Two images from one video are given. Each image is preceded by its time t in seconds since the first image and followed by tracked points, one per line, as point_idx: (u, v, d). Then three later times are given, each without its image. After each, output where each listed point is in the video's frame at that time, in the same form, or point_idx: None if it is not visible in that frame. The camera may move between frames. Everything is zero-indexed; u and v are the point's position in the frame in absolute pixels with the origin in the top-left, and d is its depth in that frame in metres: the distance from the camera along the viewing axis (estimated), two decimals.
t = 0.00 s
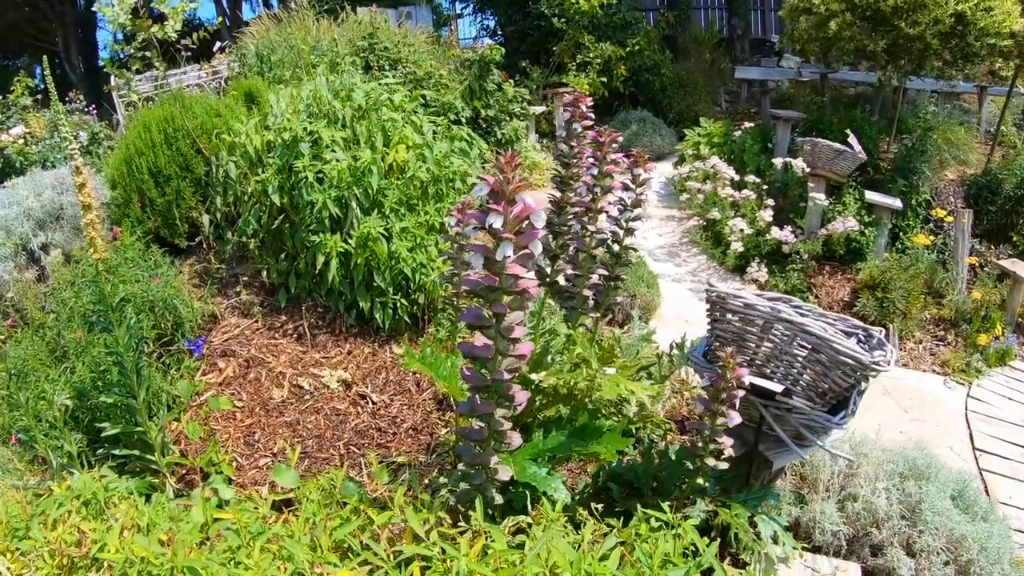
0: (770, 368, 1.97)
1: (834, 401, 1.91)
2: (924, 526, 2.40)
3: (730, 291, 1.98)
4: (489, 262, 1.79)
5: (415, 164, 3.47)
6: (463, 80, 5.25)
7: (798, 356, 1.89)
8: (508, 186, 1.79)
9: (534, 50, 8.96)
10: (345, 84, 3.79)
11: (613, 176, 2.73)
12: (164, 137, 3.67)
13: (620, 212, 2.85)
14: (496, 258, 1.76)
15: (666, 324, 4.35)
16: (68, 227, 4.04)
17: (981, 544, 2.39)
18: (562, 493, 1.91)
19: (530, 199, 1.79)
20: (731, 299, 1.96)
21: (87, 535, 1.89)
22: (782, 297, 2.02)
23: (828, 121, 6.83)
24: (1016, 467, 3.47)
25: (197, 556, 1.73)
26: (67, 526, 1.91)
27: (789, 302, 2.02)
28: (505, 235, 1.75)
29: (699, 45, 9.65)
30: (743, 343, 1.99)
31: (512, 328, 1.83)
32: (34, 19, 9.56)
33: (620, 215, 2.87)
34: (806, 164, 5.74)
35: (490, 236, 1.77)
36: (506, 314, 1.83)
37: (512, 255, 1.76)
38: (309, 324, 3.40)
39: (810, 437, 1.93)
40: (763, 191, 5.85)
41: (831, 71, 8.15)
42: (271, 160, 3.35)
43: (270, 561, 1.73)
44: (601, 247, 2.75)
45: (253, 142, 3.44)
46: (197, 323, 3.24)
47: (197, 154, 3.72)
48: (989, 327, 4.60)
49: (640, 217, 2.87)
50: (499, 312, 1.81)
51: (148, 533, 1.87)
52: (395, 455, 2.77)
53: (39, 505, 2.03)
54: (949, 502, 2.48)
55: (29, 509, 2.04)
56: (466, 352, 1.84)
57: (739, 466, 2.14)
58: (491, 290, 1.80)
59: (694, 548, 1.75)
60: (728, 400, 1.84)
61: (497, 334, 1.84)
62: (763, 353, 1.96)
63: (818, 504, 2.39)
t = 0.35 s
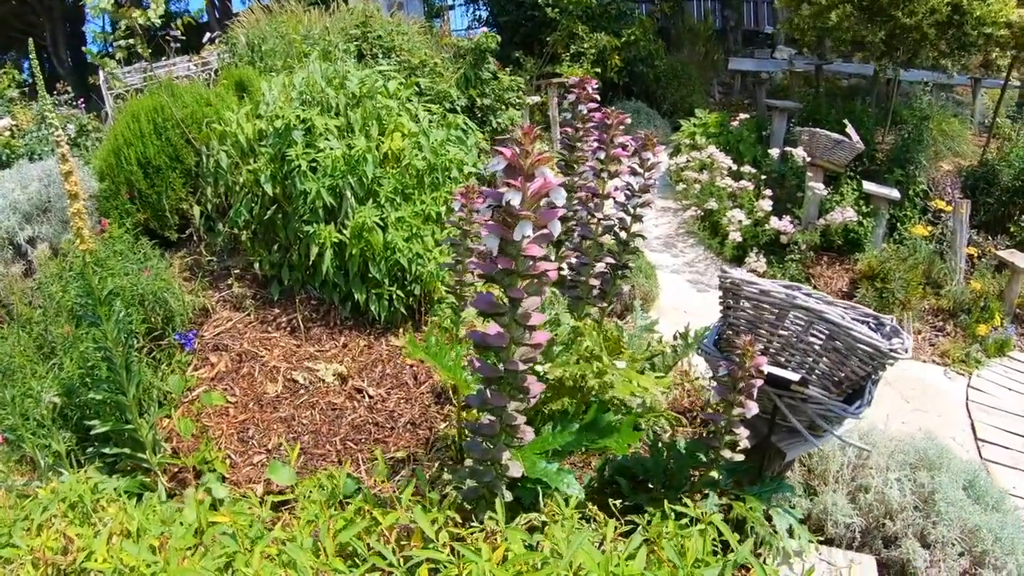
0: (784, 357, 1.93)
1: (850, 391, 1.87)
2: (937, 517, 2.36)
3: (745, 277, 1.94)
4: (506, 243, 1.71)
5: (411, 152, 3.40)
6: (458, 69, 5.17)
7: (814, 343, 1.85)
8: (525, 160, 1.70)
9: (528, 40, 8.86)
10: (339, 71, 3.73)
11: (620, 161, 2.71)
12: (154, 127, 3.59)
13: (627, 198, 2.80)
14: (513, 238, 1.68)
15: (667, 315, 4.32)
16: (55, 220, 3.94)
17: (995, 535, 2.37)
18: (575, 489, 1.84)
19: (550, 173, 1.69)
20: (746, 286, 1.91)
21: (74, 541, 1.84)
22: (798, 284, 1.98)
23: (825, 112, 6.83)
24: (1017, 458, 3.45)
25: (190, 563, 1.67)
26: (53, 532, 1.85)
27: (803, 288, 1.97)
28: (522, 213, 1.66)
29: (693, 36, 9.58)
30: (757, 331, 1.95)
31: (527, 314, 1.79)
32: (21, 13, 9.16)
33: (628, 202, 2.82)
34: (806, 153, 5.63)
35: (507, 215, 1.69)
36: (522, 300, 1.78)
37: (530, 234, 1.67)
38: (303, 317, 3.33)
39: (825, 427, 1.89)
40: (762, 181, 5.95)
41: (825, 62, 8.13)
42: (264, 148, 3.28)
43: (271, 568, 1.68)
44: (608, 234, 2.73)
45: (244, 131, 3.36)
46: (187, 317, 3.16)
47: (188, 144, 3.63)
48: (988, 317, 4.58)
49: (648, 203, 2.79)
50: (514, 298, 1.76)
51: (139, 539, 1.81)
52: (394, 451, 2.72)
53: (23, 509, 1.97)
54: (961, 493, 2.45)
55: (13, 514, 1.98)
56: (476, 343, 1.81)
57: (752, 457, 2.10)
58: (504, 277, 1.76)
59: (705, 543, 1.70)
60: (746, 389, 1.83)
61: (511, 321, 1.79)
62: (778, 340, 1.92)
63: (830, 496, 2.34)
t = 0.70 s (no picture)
0: (790, 353, 1.90)
1: (856, 386, 1.85)
2: (941, 513, 2.34)
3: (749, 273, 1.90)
4: (515, 236, 1.66)
5: (401, 147, 3.33)
6: (446, 64, 5.11)
7: (820, 339, 1.82)
8: (535, 149, 1.66)
9: (515, 36, 8.83)
10: (326, 65, 3.65)
11: (622, 151, 2.73)
12: (137, 124, 3.50)
13: (628, 191, 2.77)
14: (523, 230, 1.64)
15: (661, 311, 4.28)
16: (36, 219, 3.82)
17: (999, 530, 2.35)
18: (581, 493, 1.81)
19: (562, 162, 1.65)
20: (750, 281, 1.87)
21: (57, 559, 1.78)
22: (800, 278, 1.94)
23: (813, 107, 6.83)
24: (1014, 452, 3.45)
25: None
26: (33, 550, 1.78)
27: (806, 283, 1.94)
28: (533, 204, 1.62)
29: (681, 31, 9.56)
30: (763, 327, 1.91)
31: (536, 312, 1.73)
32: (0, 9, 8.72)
33: (627, 197, 2.77)
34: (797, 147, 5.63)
35: (517, 206, 1.64)
36: (531, 298, 1.72)
37: (541, 226, 1.63)
38: (290, 316, 3.25)
39: (831, 424, 1.87)
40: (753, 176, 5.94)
41: (813, 57, 8.14)
42: (250, 145, 3.21)
43: None
44: (608, 228, 2.73)
45: (229, 127, 3.28)
46: (172, 317, 3.08)
47: (171, 141, 3.54)
48: (980, 311, 4.61)
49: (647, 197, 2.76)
50: (523, 295, 1.70)
51: (125, 554, 1.74)
52: (386, 453, 2.66)
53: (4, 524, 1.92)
54: (963, 488, 2.44)
55: None
56: (481, 344, 1.75)
57: (755, 456, 2.07)
58: (510, 273, 1.71)
59: (711, 547, 1.66)
60: (754, 387, 1.79)
61: (518, 320, 1.74)
62: (783, 337, 1.89)
63: (833, 493, 2.31)
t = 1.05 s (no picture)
0: (787, 352, 1.88)
1: (854, 385, 1.83)
2: (937, 510, 2.33)
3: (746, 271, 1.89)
4: (513, 233, 1.59)
5: (385, 144, 3.29)
6: (431, 60, 5.05)
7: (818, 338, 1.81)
8: (535, 140, 1.58)
9: (499, 33, 8.78)
10: (308, 61, 3.58)
11: (613, 146, 2.65)
12: (114, 122, 3.40)
13: (621, 186, 2.78)
14: (522, 227, 1.56)
15: (649, 309, 4.25)
16: (12, 220, 3.71)
17: (992, 525, 2.35)
18: (577, 498, 1.78)
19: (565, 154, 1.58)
20: (748, 278, 1.86)
21: None
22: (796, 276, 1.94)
23: (797, 105, 6.88)
24: (1005, 446, 3.47)
25: None
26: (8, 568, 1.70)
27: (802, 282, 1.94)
28: (532, 199, 1.54)
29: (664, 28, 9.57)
30: (759, 326, 1.90)
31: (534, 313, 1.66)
32: None
33: (620, 192, 2.79)
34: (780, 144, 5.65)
35: (516, 201, 1.56)
36: (529, 298, 1.65)
37: (540, 223, 1.55)
38: (273, 317, 3.19)
39: (830, 422, 1.85)
40: (738, 173, 5.95)
41: (797, 55, 8.18)
42: (230, 141, 3.12)
43: None
44: (600, 225, 2.73)
45: (210, 124, 3.19)
46: (152, 319, 2.99)
47: (150, 138, 3.45)
48: (966, 307, 4.69)
49: (641, 192, 2.78)
50: (520, 294, 1.64)
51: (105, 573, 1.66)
52: (372, 456, 2.61)
53: None
54: (957, 483, 2.43)
55: None
56: (476, 346, 1.71)
57: (752, 456, 2.04)
58: (508, 272, 1.65)
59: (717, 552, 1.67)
60: (753, 386, 1.76)
61: (514, 322, 1.68)
62: (780, 336, 1.87)
63: (828, 491, 2.29)
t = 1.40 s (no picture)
0: (786, 350, 1.88)
1: (853, 384, 1.83)
2: (932, 506, 2.33)
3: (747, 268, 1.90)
4: (528, 228, 1.56)
5: (370, 140, 3.21)
6: (416, 57, 4.99)
7: (818, 335, 1.81)
8: (553, 131, 1.52)
9: (481, 31, 8.72)
10: (291, 56, 3.51)
11: (613, 142, 2.64)
12: (93, 118, 3.30)
13: (619, 181, 2.83)
14: (539, 220, 1.52)
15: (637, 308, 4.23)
16: None
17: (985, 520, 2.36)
18: (581, 502, 1.73)
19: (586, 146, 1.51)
20: (749, 276, 1.87)
21: None
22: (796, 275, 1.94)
23: (781, 103, 6.93)
24: (992, 441, 3.51)
25: None
26: None
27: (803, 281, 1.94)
28: (551, 193, 1.51)
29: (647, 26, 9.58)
30: (759, 323, 1.90)
31: (547, 312, 1.64)
32: None
33: (617, 188, 2.81)
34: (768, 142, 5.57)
35: (533, 195, 1.53)
36: (544, 297, 1.60)
37: (559, 217, 1.50)
38: (256, 318, 3.12)
39: (826, 421, 1.84)
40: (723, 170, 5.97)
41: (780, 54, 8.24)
42: (211, 138, 3.03)
43: None
44: (598, 223, 2.77)
45: (191, 120, 3.10)
46: (132, 321, 2.91)
47: (131, 135, 3.36)
48: (951, 302, 4.82)
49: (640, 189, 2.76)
50: (533, 293, 1.59)
51: None
52: (361, 460, 2.56)
53: None
54: (950, 478, 2.44)
55: None
56: (484, 348, 1.64)
57: (750, 456, 2.03)
58: (521, 269, 1.60)
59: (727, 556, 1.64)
60: (755, 385, 1.74)
61: (524, 322, 1.64)
62: (780, 333, 1.87)
63: (825, 489, 2.28)
